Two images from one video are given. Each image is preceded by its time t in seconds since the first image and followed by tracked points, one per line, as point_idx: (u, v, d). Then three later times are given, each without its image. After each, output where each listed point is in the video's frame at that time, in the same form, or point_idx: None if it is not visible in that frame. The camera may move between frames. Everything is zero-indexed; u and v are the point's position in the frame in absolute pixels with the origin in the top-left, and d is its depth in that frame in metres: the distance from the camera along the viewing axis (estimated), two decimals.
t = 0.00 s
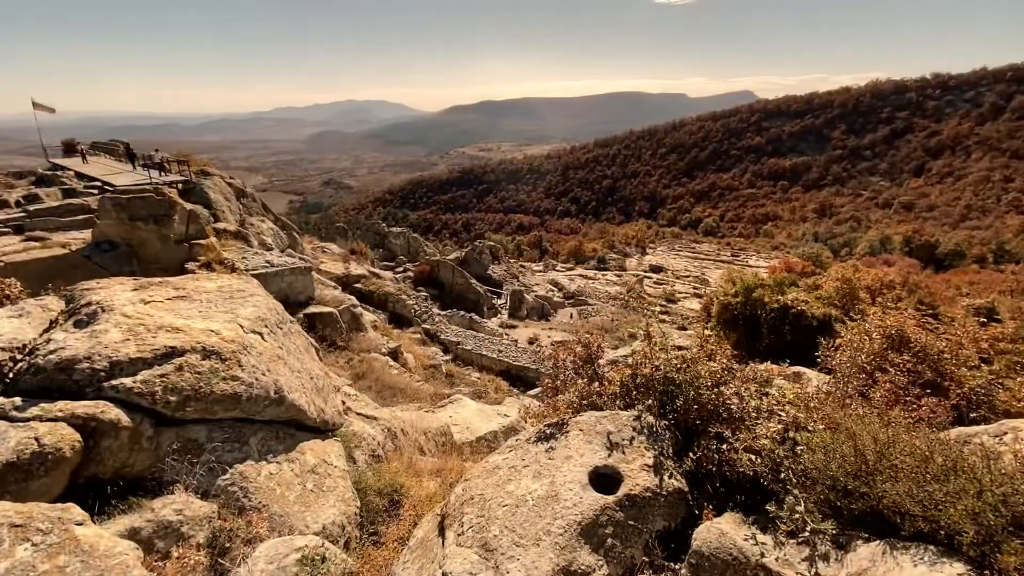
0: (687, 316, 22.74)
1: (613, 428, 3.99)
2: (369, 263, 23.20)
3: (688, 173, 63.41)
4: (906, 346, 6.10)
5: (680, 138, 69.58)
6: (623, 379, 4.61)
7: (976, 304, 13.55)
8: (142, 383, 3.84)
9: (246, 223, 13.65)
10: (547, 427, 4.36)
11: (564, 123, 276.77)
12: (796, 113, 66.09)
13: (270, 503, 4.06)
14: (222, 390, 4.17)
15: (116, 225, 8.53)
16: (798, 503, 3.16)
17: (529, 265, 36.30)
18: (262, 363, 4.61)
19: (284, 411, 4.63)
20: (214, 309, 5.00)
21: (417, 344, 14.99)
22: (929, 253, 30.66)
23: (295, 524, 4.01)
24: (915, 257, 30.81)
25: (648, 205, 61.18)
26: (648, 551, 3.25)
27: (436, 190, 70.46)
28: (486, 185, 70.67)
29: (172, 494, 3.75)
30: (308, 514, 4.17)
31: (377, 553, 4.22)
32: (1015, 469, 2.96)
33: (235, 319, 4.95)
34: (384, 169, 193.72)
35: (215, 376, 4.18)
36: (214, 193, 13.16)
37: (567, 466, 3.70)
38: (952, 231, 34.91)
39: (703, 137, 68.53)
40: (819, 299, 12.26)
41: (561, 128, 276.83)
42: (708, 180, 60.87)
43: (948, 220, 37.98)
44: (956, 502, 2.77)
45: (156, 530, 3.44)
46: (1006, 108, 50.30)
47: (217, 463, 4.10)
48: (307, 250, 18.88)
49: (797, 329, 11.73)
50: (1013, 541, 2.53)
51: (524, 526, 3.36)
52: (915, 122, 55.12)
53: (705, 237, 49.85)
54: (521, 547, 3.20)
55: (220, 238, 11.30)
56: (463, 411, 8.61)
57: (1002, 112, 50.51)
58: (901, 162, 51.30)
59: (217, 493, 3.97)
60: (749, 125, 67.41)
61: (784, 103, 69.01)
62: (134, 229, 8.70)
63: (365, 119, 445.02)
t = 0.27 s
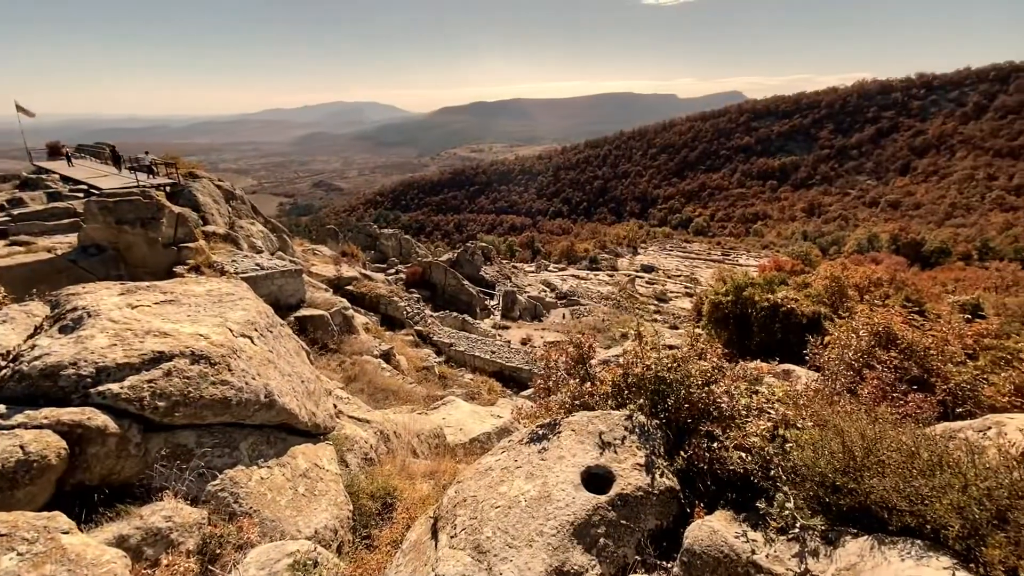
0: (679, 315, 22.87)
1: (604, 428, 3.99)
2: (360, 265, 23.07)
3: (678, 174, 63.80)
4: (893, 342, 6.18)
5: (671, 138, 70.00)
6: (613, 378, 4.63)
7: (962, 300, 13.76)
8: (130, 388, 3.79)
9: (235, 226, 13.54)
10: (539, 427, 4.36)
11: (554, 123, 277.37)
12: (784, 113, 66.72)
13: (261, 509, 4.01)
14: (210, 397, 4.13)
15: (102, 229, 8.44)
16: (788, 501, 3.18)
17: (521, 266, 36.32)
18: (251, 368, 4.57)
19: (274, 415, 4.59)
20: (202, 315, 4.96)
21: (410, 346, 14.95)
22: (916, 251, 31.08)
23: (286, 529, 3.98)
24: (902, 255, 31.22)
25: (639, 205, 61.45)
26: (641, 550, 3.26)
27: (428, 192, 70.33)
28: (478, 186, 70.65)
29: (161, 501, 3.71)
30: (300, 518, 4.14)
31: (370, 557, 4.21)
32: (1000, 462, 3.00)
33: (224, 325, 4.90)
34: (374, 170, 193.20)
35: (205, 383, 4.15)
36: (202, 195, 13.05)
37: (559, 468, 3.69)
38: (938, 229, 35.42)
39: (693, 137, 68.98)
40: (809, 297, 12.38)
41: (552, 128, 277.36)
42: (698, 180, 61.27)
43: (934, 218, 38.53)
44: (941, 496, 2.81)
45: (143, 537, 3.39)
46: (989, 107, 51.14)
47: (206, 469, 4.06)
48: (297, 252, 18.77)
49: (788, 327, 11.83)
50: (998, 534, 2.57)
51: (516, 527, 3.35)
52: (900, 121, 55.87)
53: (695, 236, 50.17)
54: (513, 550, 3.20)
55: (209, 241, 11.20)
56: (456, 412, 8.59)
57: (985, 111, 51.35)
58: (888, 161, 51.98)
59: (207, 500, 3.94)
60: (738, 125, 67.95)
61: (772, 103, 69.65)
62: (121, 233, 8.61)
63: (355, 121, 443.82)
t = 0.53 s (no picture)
0: (669, 314, 23.01)
1: (595, 428, 4.01)
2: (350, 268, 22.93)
3: (667, 174, 64.22)
4: (878, 338, 6.28)
5: (659, 139, 70.47)
6: (604, 378, 4.65)
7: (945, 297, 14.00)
8: (115, 395, 3.73)
9: (222, 229, 13.41)
10: (530, 428, 4.37)
11: (543, 124, 277.94)
12: (771, 113, 67.47)
13: (250, 515, 3.98)
14: (198, 402, 4.08)
15: (86, 233, 8.31)
16: (777, 497, 3.22)
17: (511, 267, 36.33)
18: (239, 372, 4.53)
19: (263, 419, 4.56)
20: (189, 319, 4.91)
21: (400, 348, 14.89)
22: (900, 248, 31.58)
23: (276, 535, 3.95)
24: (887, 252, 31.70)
25: (629, 205, 61.76)
26: (632, 549, 3.28)
27: (418, 194, 70.14)
28: (467, 187, 70.57)
29: (148, 508, 3.65)
30: (290, 524, 4.10)
31: (361, 561, 4.19)
32: (982, 456, 3.06)
33: (212, 329, 4.85)
34: (364, 172, 192.22)
35: (193, 387, 4.11)
36: (188, 198, 12.90)
37: (551, 469, 3.70)
38: (922, 227, 36.01)
39: (681, 138, 69.49)
40: (796, 295, 12.53)
41: (541, 129, 277.90)
42: (687, 180, 61.73)
43: (918, 216, 39.17)
44: (925, 490, 2.86)
45: (129, 545, 3.34)
46: (970, 107, 52.11)
47: (194, 475, 4.01)
48: (286, 255, 18.62)
49: (776, 325, 11.95)
50: (981, 527, 2.62)
51: (508, 528, 3.34)
52: (884, 121, 56.75)
53: (685, 236, 50.53)
54: (506, 552, 3.19)
55: (196, 245, 11.07)
56: (448, 414, 8.58)
57: (966, 111, 52.33)
58: (872, 160, 52.76)
59: (195, 506, 3.89)
60: (726, 125, 68.55)
61: (758, 103, 70.39)
62: (105, 237, 8.48)
63: (344, 123, 441.47)
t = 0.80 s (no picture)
0: (658, 313, 23.15)
1: (587, 428, 4.02)
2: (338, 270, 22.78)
3: (655, 174, 64.64)
4: (862, 334, 6.38)
5: (647, 139, 70.88)
6: (594, 378, 4.66)
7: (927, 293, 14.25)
8: (98, 402, 3.67)
9: (208, 232, 13.24)
10: (520, 429, 4.37)
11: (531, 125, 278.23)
12: (756, 113, 68.21)
13: (239, 522, 3.93)
14: (184, 408, 4.03)
15: (66, 238, 8.15)
16: (765, 493, 3.26)
17: (501, 268, 36.30)
18: (226, 378, 4.48)
19: (250, 425, 4.51)
20: (173, 324, 4.84)
21: (390, 350, 14.81)
22: (884, 246, 32.08)
23: (265, 541, 3.91)
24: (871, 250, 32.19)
25: (617, 205, 62.04)
26: (623, 548, 3.29)
27: (406, 195, 69.84)
28: (456, 188, 70.43)
29: (133, 517, 3.59)
30: (280, 530, 4.06)
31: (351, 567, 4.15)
32: (963, 449, 3.12)
33: (197, 334, 4.78)
34: (351, 174, 190.96)
35: (178, 394, 4.05)
36: (173, 201, 12.72)
37: (541, 470, 3.70)
38: (904, 224, 36.63)
39: (668, 138, 69.97)
40: (783, 293, 12.68)
41: (529, 130, 278.26)
42: (674, 180, 62.16)
43: (901, 213, 39.82)
44: (911, 484, 2.90)
45: (114, 555, 3.27)
46: (949, 107, 53.12)
47: (180, 482, 3.95)
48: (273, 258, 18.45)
49: (763, 322, 12.10)
50: (964, 519, 2.68)
51: (499, 530, 3.34)
52: (866, 121, 57.63)
53: (673, 235, 50.88)
54: (497, 554, 3.19)
55: (180, 249, 10.92)
56: (439, 416, 8.54)
57: (945, 110, 53.31)
58: (855, 159, 53.52)
59: (181, 514, 3.83)
60: (712, 125, 69.18)
61: (744, 103, 71.08)
62: (87, 242, 8.33)
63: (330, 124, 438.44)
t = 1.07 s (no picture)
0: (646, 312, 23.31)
1: (576, 428, 4.02)
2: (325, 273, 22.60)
3: (641, 174, 65.09)
4: (845, 331, 6.48)
5: (632, 139, 71.35)
6: (583, 377, 4.67)
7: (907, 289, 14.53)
8: (79, 411, 3.59)
9: (191, 236, 13.05)
10: (510, 429, 4.37)
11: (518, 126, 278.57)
12: (739, 113, 69.01)
13: (225, 529, 3.87)
14: (168, 415, 3.96)
15: (45, 243, 8.00)
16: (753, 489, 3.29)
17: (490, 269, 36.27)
18: (212, 384, 4.42)
19: (236, 431, 4.45)
20: (156, 330, 4.76)
21: (379, 353, 14.72)
22: (865, 243, 32.66)
23: (253, 549, 3.85)
24: (853, 247, 32.74)
25: (605, 205, 62.37)
26: (615, 548, 3.29)
27: (393, 197, 69.52)
28: (444, 189, 70.27)
29: (117, 527, 3.52)
30: (268, 537, 4.01)
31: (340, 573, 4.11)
32: (944, 442, 3.19)
33: (181, 340, 4.71)
34: (337, 176, 189.43)
35: (161, 400, 3.98)
36: (155, 204, 12.52)
37: (531, 471, 3.70)
38: (885, 222, 37.31)
39: (653, 138, 70.49)
40: (768, 291, 12.84)
41: (516, 131, 278.52)
42: (660, 180, 62.66)
43: (881, 211, 40.55)
44: (893, 477, 2.96)
45: (98, 566, 3.21)
46: (927, 106, 54.23)
47: (165, 491, 3.88)
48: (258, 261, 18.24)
49: (750, 320, 12.26)
50: (947, 511, 2.73)
51: (490, 532, 3.33)
52: (847, 121, 58.61)
53: (660, 235, 51.27)
54: (488, 555, 3.18)
55: (163, 253, 10.75)
56: (428, 419, 8.51)
57: (923, 110, 54.43)
58: (837, 158, 54.39)
59: (166, 523, 3.76)
60: (697, 126, 69.83)
61: (727, 103, 71.86)
62: (66, 246, 8.19)
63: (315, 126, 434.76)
